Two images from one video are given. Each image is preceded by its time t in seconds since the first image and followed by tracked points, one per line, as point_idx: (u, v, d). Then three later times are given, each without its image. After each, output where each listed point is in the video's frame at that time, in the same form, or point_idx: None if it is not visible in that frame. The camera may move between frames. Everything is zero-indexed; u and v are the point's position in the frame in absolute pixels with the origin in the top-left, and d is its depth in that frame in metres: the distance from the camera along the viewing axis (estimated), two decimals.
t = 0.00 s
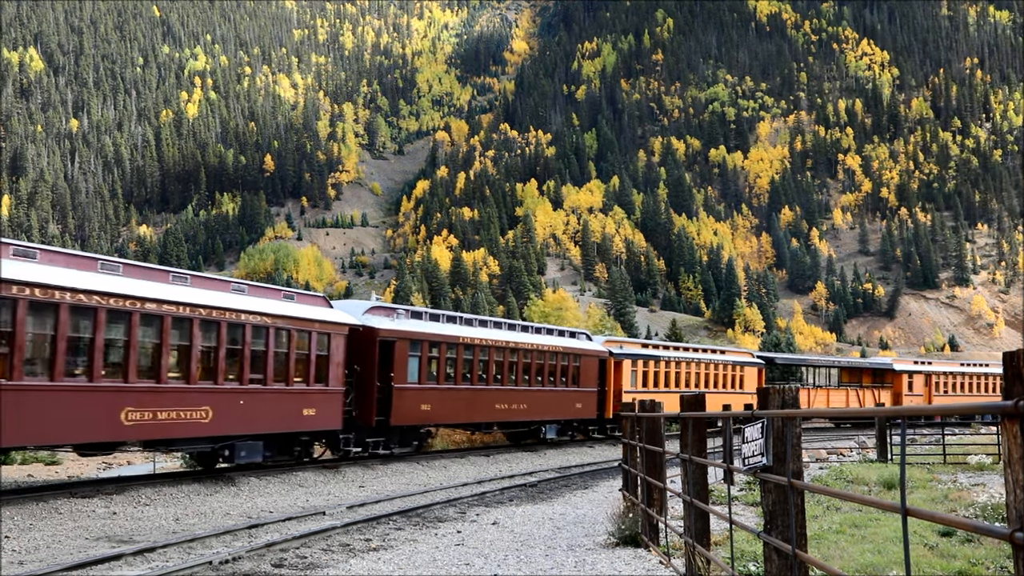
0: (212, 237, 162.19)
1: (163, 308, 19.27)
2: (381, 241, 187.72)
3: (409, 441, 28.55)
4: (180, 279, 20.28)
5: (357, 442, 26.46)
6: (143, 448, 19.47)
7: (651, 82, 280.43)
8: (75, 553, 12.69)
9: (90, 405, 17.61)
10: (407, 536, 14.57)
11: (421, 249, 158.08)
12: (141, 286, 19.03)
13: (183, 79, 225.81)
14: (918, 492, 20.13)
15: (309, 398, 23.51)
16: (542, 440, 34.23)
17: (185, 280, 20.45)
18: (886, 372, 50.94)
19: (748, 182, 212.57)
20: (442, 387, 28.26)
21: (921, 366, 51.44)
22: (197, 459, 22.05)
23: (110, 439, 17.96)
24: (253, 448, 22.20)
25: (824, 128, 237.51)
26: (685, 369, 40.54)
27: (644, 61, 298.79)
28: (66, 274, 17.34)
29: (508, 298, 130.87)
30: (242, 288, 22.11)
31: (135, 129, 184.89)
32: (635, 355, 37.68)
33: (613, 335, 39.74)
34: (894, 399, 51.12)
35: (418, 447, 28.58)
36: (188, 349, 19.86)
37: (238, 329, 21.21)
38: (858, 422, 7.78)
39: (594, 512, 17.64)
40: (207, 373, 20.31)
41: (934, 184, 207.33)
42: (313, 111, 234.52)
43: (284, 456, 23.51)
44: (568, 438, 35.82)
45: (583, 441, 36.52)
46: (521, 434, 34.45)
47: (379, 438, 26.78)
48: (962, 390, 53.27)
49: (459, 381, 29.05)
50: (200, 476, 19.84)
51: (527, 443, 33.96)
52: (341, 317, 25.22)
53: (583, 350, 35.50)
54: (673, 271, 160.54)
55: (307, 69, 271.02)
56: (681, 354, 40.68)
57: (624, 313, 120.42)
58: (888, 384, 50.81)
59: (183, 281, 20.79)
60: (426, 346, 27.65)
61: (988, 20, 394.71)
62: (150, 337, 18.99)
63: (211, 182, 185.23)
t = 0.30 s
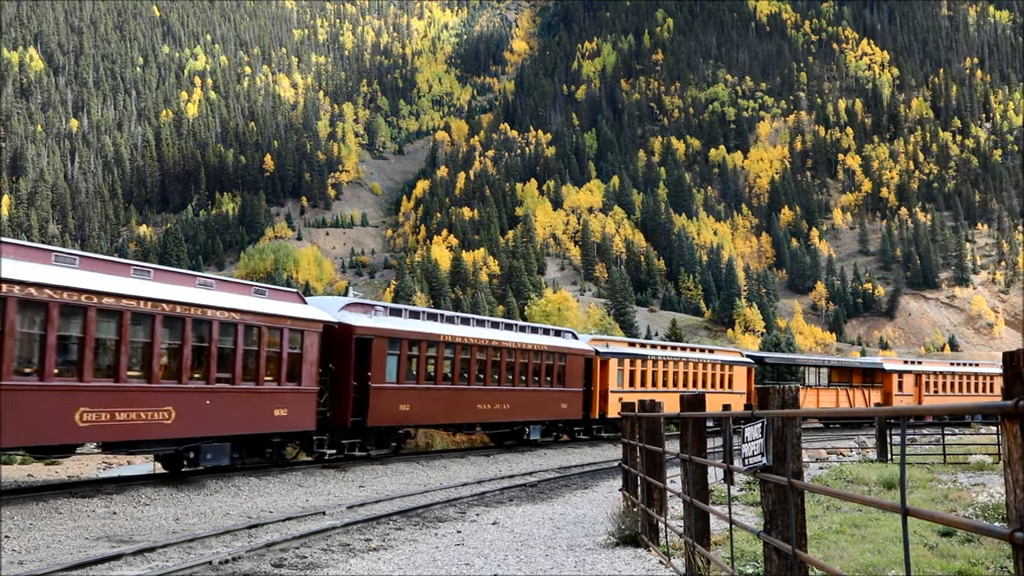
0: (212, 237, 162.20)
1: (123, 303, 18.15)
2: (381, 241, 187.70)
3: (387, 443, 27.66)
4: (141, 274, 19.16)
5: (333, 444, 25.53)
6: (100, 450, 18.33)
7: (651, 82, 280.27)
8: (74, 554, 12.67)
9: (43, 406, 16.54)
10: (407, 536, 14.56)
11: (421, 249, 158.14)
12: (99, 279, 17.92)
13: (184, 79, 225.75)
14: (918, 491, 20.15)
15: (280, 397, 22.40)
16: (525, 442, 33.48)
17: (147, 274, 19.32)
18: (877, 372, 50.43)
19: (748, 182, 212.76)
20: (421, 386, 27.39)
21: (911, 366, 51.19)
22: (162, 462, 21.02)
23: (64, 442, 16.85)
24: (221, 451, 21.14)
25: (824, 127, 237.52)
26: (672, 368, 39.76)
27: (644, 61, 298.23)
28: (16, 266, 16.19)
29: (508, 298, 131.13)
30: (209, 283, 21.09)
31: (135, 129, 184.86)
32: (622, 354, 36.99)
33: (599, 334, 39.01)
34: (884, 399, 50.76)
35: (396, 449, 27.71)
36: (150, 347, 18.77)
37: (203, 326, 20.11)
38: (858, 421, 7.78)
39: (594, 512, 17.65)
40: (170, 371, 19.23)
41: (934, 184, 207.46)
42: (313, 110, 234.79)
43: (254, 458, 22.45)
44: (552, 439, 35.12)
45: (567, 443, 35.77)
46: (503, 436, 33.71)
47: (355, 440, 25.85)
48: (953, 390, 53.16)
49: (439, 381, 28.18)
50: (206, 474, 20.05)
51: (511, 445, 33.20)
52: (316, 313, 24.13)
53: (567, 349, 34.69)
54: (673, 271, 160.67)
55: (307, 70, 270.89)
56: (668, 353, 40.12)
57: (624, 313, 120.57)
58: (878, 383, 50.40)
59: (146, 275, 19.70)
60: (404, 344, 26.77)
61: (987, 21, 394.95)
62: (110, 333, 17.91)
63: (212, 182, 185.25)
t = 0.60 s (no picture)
0: (212, 237, 162.14)
1: (83, 297, 17.38)
2: (381, 241, 187.50)
3: (366, 443, 27.05)
4: (102, 267, 18.38)
5: (309, 445, 24.85)
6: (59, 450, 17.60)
7: (651, 82, 279.86)
8: (74, 553, 12.67)
9: None
10: (407, 536, 14.54)
11: (422, 249, 158.12)
12: (57, 273, 17.13)
13: (184, 79, 225.46)
14: (918, 491, 20.13)
15: (252, 397, 21.74)
16: (510, 442, 32.98)
17: (109, 268, 18.56)
18: (868, 371, 50.14)
19: (748, 182, 212.68)
20: (402, 386, 26.85)
21: (902, 365, 51.04)
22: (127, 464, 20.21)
23: (16, 442, 16.07)
24: (189, 453, 20.35)
25: (824, 127, 237.32)
26: (661, 367, 39.31)
27: (644, 62, 296.76)
28: None
29: (507, 298, 131.39)
30: (177, 277, 20.41)
31: (135, 129, 184.67)
32: (609, 353, 36.52)
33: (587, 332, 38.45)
34: (874, 399, 50.43)
35: (376, 451, 27.11)
36: (112, 345, 18.01)
37: (170, 323, 19.44)
38: (858, 421, 7.77)
39: (593, 511, 17.63)
40: (134, 371, 18.50)
41: (934, 184, 207.53)
42: (313, 110, 234.84)
43: (227, 460, 21.74)
44: (537, 440, 34.58)
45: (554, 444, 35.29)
46: (489, 436, 33.22)
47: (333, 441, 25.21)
48: (942, 390, 53.08)
49: (421, 380, 27.64)
50: (207, 474, 20.20)
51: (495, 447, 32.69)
52: (291, 310, 23.45)
53: (553, 346, 34.21)
54: (673, 271, 160.62)
55: (307, 70, 270.50)
56: (655, 352, 39.57)
57: (624, 313, 120.68)
58: (869, 384, 50.14)
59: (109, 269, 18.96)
60: (384, 342, 26.19)
61: (987, 21, 394.31)
62: (69, 329, 17.17)
63: (212, 182, 185.24)
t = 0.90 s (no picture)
0: (212, 237, 161.95)
1: (31, 290, 16.61)
2: (381, 241, 187.20)
3: (342, 446, 26.34)
4: (56, 260, 17.70)
5: (280, 447, 24.19)
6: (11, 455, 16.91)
7: (651, 82, 279.48)
8: (74, 554, 12.65)
9: None
10: (407, 536, 14.54)
11: (422, 249, 158.11)
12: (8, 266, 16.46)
13: (184, 79, 225.02)
14: (918, 491, 20.10)
15: (221, 396, 21.14)
16: (493, 443, 32.34)
17: (64, 261, 17.89)
18: (858, 371, 49.95)
19: (749, 182, 212.25)
20: (378, 385, 26.32)
21: (892, 365, 50.87)
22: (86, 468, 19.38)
23: None
24: (151, 455, 19.55)
25: (824, 127, 236.98)
26: (649, 367, 38.81)
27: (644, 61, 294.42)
28: None
29: (508, 298, 131.38)
30: (140, 271, 19.78)
31: (135, 129, 184.36)
32: (595, 351, 35.97)
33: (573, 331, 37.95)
34: (864, 399, 50.19)
35: (352, 453, 26.44)
36: (64, 342, 17.36)
37: (129, 319, 18.78)
38: (858, 420, 7.78)
39: (594, 511, 17.59)
40: (88, 369, 17.82)
41: (934, 184, 207.66)
42: (313, 110, 234.93)
43: (191, 463, 21.03)
44: (521, 440, 33.93)
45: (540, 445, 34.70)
46: (470, 438, 32.50)
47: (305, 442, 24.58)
48: (932, 390, 53.05)
49: (400, 379, 27.12)
50: (207, 475, 20.21)
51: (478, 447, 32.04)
52: (262, 306, 22.88)
53: (539, 345, 33.66)
54: (673, 271, 160.49)
55: (307, 69, 270.12)
56: (643, 351, 39.09)
57: (624, 313, 120.63)
58: (859, 383, 49.93)
59: (66, 262, 18.31)
60: (359, 340, 25.67)
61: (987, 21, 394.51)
62: (20, 325, 16.48)
63: (212, 182, 185.10)
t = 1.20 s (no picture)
0: (211, 237, 161.74)
1: None
2: (381, 241, 186.81)
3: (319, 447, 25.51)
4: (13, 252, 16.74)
5: (253, 448, 23.25)
6: None
7: (650, 82, 279.04)
8: (74, 554, 12.65)
9: None
10: (407, 536, 14.53)
11: (422, 249, 157.89)
12: None
13: (184, 79, 224.71)
14: (918, 491, 20.10)
15: (189, 396, 20.34)
16: (478, 444, 31.71)
17: (22, 253, 16.94)
18: (850, 370, 49.74)
19: (749, 182, 211.96)
20: (358, 384, 25.66)
21: (884, 365, 50.82)
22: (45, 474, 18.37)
23: None
24: (115, 457, 18.68)
25: (825, 126, 236.12)
26: (637, 367, 38.43)
27: (644, 60, 294.04)
28: None
29: (508, 298, 131.47)
30: (104, 264, 18.86)
31: (135, 129, 184.18)
32: (584, 351, 35.48)
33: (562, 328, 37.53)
34: (855, 399, 50.02)
35: (331, 455, 25.58)
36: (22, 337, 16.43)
37: (88, 312, 17.82)
38: (857, 422, 7.78)
39: (594, 512, 17.58)
40: (45, 368, 16.88)
41: (934, 184, 207.85)
42: (313, 110, 234.82)
43: (160, 466, 20.13)
44: (507, 441, 33.32)
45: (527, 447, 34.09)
46: (456, 438, 31.77)
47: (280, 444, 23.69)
48: (924, 390, 53.10)
49: (379, 378, 26.48)
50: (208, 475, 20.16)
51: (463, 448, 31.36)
52: (233, 303, 22.03)
53: (525, 344, 33.23)
54: (673, 271, 160.46)
55: (307, 69, 269.95)
56: (632, 351, 38.73)
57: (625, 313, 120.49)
58: (850, 382, 49.79)
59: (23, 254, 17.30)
60: (338, 339, 24.98)
61: (988, 20, 394.22)
62: None
63: (212, 182, 185.00)
